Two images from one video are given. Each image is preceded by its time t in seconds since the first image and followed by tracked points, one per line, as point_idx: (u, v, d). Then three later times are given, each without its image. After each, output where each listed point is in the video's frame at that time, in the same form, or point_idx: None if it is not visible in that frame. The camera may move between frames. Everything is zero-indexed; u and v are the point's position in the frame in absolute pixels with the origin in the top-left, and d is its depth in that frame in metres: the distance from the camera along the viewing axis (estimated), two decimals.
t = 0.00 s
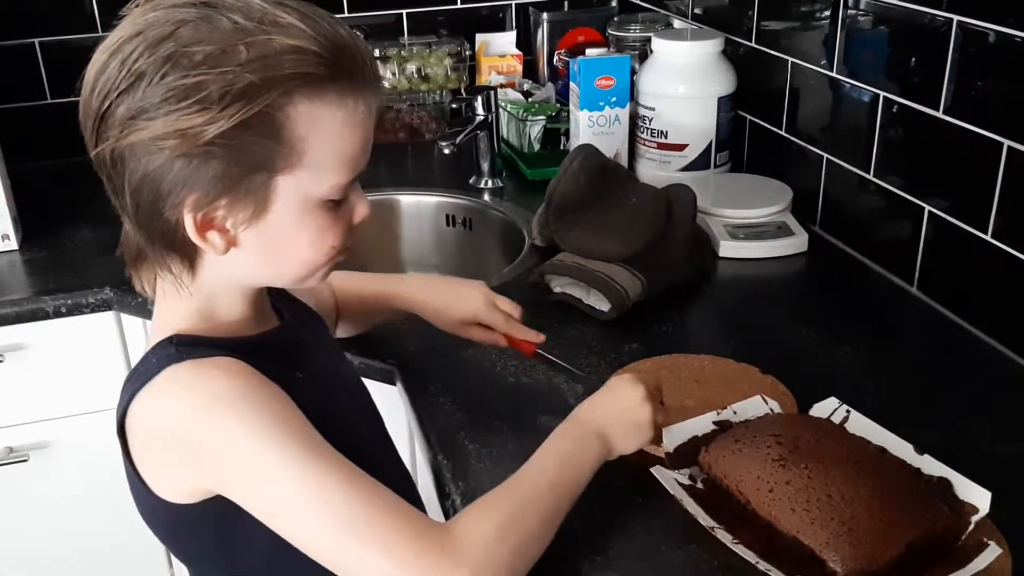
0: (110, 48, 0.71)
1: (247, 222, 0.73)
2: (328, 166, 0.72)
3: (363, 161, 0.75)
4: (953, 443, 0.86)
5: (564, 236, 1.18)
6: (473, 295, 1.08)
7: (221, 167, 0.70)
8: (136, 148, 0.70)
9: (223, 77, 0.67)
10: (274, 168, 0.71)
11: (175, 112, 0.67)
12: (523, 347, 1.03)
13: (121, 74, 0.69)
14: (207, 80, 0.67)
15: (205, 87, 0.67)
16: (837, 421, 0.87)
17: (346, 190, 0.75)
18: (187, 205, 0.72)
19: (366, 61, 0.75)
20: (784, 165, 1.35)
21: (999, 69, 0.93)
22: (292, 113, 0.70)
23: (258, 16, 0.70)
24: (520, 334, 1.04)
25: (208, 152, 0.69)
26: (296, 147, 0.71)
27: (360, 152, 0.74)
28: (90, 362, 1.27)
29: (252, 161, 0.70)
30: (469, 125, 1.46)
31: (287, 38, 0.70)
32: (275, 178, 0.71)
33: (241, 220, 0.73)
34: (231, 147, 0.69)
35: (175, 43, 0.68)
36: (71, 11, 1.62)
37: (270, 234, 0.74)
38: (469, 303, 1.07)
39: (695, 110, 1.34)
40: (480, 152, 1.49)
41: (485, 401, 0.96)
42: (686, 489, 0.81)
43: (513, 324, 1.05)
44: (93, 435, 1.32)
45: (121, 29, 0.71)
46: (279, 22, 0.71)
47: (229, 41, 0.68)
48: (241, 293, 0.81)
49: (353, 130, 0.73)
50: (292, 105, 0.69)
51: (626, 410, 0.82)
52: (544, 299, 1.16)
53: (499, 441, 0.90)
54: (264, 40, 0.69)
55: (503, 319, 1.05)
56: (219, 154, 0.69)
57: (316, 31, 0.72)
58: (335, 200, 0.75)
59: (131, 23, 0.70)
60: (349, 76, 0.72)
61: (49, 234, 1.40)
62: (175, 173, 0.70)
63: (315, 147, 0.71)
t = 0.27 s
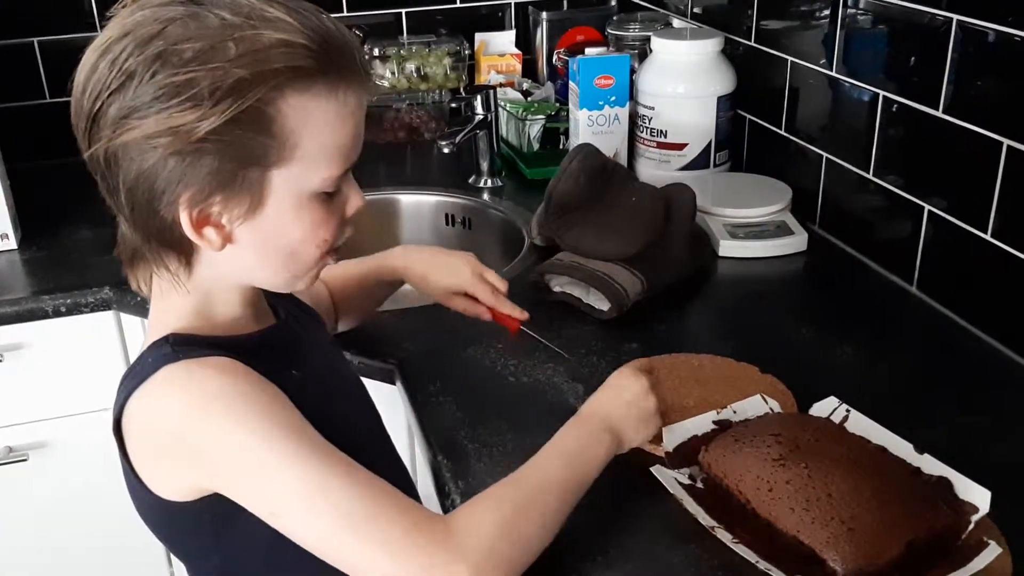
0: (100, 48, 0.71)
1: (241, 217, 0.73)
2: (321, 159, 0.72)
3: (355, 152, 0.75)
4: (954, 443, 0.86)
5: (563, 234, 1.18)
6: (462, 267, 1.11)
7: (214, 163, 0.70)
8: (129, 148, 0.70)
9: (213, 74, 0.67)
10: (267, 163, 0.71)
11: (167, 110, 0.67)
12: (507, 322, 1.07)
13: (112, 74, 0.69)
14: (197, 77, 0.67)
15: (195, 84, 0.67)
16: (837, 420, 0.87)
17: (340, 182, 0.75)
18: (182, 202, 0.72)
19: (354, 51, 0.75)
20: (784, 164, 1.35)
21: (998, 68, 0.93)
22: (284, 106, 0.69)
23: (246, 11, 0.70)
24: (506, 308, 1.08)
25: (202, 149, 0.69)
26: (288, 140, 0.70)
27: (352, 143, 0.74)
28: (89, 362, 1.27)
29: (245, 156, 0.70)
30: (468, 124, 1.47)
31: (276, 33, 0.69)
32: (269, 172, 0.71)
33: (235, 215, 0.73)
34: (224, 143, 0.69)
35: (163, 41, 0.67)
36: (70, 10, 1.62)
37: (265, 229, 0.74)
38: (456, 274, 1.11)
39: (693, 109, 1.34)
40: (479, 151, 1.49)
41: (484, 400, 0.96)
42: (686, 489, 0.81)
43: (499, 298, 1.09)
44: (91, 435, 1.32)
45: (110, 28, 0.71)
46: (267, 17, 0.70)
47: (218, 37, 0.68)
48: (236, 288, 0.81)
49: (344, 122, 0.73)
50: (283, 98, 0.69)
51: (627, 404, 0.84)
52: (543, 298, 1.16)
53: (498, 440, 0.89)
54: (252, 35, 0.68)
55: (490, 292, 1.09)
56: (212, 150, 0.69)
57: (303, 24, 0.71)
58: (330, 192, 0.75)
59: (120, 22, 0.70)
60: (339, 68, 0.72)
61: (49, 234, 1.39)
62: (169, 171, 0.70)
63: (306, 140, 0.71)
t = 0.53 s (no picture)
0: (91, 49, 0.71)
1: (241, 212, 0.73)
2: (318, 149, 0.72)
3: (352, 142, 0.74)
4: (957, 441, 0.86)
5: (565, 233, 1.18)
6: (480, 258, 1.11)
7: (211, 159, 0.70)
8: (125, 147, 0.70)
9: (204, 68, 0.67)
10: (263, 156, 0.71)
11: (160, 106, 0.67)
12: (519, 313, 1.08)
13: (105, 74, 0.69)
14: (188, 73, 0.67)
15: (186, 79, 0.67)
16: (840, 418, 0.87)
17: (338, 172, 0.74)
18: (181, 199, 0.72)
19: (345, 40, 0.75)
20: (786, 162, 1.35)
21: (1000, 66, 0.93)
22: (277, 98, 0.69)
23: (235, 5, 0.70)
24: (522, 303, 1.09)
25: (197, 144, 0.69)
26: (283, 132, 0.70)
27: (349, 132, 0.74)
28: (91, 360, 1.27)
29: (240, 150, 0.70)
30: (469, 123, 1.46)
31: (265, 24, 0.69)
32: (265, 165, 0.71)
33: (235, 209, 0.73)
34: (219, 137, 0.69)
35: (154, 38, 0.68)
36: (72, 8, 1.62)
37: (265, 221, 0.74)
38: (474, 264, 1.11)
39: (695, 107, 1.34)
40: (481, 149, 1.49)
41: (487, 398, 0.96)
42: (689, 487, 0.81)
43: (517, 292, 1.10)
44: (93, 432, 1.32)
45: (101, 29, 0.71)
46: (255, 10, 0.70)
47: (207, 32, 0.68)
48: (241, 286, 0.81)
49: (339, 111, 0.72)
50: (276, 90, 0.69)
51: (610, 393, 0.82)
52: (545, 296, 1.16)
53: (501, 438, 0.89)
54: (241, 28, 0.69)
55: (508, 284, 1.10)
56: (207, 145, 0.69)
57: (292, 15, 0.72)
58: (329, 183, 0.74)
59: (110, 22, 0.70)
60: (329, 57, 0.72)
61: (50, 232, 1.39)
62: (166, 168, 0.70)
63: (301, 130, 0.71)
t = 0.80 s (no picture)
0: (97, 51, 0.71)
1: (249, 213, 0.73)
2: (328, 147, 0.71)
3: (361, 141, 0.74)
4: (959, 440, 0.86)
5: (568, 232, 1.18)
6: (511, 262, 1.09)
7: (217, 159, 0.70)
8: (132, 148, 0.71)
9: (209, 69, 0.67)
10: (270, 157, 0.70)
11: (167, 107, 0.68)
12: (562, 308, 1.08)
13: (111, 76, 0.69)
14: (194, 74, 0.67)
15: (192, 80, 0.67)
16: (842, 418, 0.87)
17: (348, 171, 0.74)
18: (189, 200, 0.72)
19: (351, 37, 0.75)
20: (788, 162, 1.35)
21: (1003, 66, 0.93)
22: (283, 97, 0.69)
23: (240, 5, 0.70)
24: (558, 296, 1.09)
25: (204, 145, 0.69)
26: (289, 132, 0.70)
27: (358, 131, 0.73)
28: (93, 360, 1.27)
29: (247, 150, 0.70)
30: (471, 122, 1.47)
31: (270, 24, 0.70)
32: (272, 165, 0.71)
33: (243, 211, 0.73)
34: (225, 138, 0.69)
35: (159, 39, 0.68)
36: (73, 7, 1.62)
37: (273, 222, 0.73)
38: (503, 267, 1.08)
39: (698, 106, 1.34)
40: (482, 149, 1.50)
41: (489, 398, 0.96)
42: (692, 487, 0.81)
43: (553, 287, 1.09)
44: (94, 432, 1.32)
45: (106, 30, 0.71)
46: (260, 9, 0.71)
47: (212, 32, 0.68)
48: (249, 286, 0.81)
49: (347, 110, 0.72)
50: (282, 89, 0.69)
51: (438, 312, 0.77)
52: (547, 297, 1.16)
53: (503, 437, 0.89)
54: (245, 28, 0.69)
55: (542, 280, 1.09)
56: (213, 146, 0.69)
57: (297, 14, 0.72)
58: (339, 182, 0.74)
59: (116, 24, 0.71)
60: (336, 55, 0.72)
61: (52, 231, 1.40)
62: (174, 169, 0.70)
63: (308, 129, 0.70)
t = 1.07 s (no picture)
0: (95, 55, 0.72)
1: (242, 220, 0.73)
2: (321, 155, 0.71)
3: (360, 149, 0.74)
4: (959, 440, 0.86)
5: (566, 233, 1.18)
6: (511, 267, 1.10)
7: (207, 166, 0.70)
8: (125, 154, 0.71)
9: (200, 75, 0.67)
10: (262, 164, 0.70)
11: (159, 114, 0.68)
12: (559, 317, 1.07)
13: (107, 81, 0.70)
14: (184, 81, 0.67)
15: (183, 87, 0.67)
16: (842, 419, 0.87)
17: (344, 179, 0.74)
18: (182, 207, 0.72)
19: (349, 44, 0.74)
20: (788, 162, 1.35)
21: (1003, 66, 0.93)
22: (275, 105, 0.69)
23: (235, 10, 0.70)
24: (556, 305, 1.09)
25: (194, 152, 0.69)
26: (282, 140, 0.70)
27: (355, 139, 0.73)
28: (93, 360, 1.27)
29: (239, 158, 0.70)
30: (471, 122, 1.47)
31: (263, 30, 0.69)
32: (265, 173, 0.71)
33: (236, 218, 0.73)
34: (216, 145, 0.69)
35: (153, 45, 0.68)
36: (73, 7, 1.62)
37: (267, 229, 0.73)
38: (502, 273, 1.10)
39: (697, 107, 1.34)
40: (482, 149, 1.50)
41: (488, 398, 0.96)
42: (691, 488, 0.82)
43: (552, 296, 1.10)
44: (94, 431, 1.32)
45: (105, 35, 0.72)
46: (255, 14, 0.70)
47: (204, 38, 0.68)
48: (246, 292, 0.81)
49: (343, 117, 0.71)
50: (274, 97, 0.69)
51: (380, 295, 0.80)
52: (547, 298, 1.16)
53: (503, 437, 0.89)
54: (238, 34, 0.68)
55: (541, 289, 1.10)
56: (204, 153, 0.69)
57: (293, 20, 0.71)
58: (334, 190, 0.74)
59: (114, 29, 0.71)
60: (331, 62, 0.71)
61: (52, 231, 1.40)
62: (166, 175, 0.71)
63: (300, 137, 0.70)
